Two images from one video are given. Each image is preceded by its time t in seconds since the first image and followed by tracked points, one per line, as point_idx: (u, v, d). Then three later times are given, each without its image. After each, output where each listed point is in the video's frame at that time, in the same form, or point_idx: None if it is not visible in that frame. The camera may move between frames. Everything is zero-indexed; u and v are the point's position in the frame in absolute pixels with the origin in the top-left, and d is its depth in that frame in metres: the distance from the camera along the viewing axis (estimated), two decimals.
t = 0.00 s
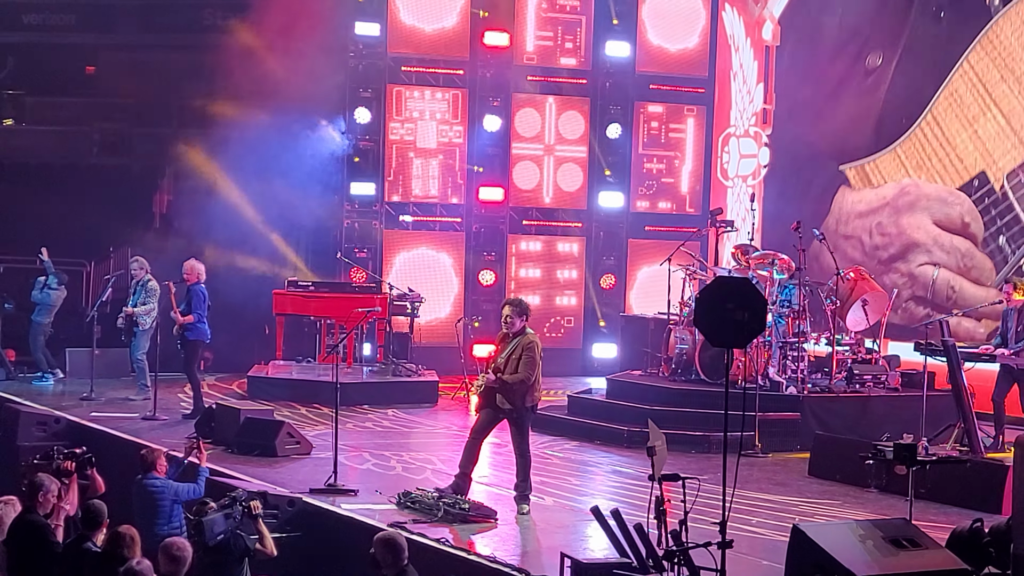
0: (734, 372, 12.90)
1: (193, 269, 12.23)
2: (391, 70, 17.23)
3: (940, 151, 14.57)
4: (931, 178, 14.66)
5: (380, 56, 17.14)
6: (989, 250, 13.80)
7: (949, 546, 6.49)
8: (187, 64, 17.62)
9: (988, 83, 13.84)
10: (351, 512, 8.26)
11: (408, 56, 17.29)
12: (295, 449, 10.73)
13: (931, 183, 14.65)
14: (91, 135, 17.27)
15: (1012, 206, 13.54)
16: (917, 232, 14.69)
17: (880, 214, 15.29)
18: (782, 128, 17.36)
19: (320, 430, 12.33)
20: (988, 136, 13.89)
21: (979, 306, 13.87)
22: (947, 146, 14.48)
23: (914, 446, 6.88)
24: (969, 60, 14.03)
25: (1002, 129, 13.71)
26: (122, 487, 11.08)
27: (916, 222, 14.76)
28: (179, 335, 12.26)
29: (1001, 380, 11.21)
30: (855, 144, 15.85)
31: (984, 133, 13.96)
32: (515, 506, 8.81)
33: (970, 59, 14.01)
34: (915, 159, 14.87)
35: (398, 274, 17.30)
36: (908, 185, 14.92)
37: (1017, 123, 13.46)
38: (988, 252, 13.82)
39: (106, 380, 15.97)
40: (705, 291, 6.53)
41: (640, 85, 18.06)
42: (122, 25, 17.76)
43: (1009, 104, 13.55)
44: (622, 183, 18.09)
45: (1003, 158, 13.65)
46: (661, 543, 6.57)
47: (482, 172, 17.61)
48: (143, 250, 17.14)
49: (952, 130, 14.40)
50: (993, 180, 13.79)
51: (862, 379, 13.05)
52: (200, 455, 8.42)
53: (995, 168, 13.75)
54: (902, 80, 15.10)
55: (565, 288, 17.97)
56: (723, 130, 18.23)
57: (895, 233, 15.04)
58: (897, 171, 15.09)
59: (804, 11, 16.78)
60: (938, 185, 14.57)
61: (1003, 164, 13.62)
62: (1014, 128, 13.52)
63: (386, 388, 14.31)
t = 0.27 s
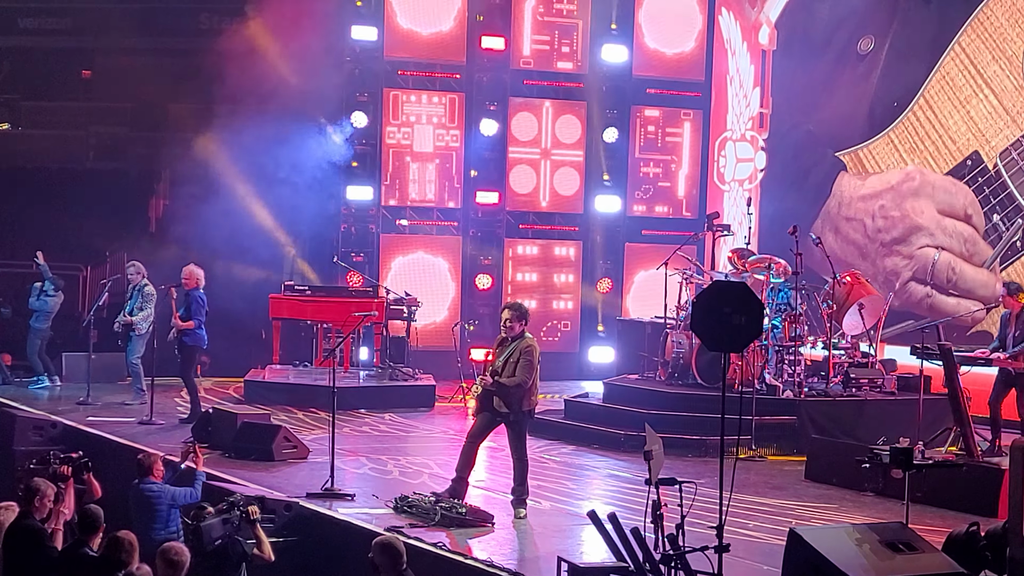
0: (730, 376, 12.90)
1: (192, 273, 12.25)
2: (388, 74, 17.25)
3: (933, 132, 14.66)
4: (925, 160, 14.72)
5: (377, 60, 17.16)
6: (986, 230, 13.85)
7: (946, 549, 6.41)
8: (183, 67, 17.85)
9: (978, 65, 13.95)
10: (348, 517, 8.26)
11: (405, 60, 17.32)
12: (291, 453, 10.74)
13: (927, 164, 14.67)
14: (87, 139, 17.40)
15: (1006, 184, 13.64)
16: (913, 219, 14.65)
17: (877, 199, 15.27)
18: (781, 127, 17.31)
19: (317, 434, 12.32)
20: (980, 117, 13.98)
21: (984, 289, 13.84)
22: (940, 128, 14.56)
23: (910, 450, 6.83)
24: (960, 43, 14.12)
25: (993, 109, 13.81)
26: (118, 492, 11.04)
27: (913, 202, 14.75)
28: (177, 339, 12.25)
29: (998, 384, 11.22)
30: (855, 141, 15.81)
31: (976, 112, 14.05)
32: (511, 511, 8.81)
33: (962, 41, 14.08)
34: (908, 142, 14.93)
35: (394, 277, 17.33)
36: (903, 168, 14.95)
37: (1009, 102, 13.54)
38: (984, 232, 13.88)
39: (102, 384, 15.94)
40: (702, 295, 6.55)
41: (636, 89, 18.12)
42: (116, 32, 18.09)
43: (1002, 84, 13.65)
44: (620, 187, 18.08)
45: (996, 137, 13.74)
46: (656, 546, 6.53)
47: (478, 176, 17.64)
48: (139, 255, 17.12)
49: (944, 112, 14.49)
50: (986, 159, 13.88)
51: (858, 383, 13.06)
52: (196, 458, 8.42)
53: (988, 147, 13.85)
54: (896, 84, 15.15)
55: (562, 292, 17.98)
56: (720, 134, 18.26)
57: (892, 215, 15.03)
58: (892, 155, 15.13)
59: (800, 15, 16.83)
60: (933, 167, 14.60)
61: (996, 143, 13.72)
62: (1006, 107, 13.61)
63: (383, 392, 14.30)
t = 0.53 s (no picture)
0: (729, 380, 12.90)
1: (195, 281, 12.24)
2: (387, 77, 17.27)
3: (922, 151, 15.02)
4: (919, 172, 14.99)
5: (376, 64, 17.18)
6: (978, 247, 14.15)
7: (944, 553, 6.39)
8: (185, 73, 17.37)
9: (967, 85, 14.36)
10: (347, 521, 8.25)
11: (404, 64, 17.34)
12: (290, 456, 10.73)
13: (914, 182, 15.07)
14: (86, 143, 17.20)
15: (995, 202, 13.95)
16: (900, 241, 15.07)
17: (871, 214, 15.67)
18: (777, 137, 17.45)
19: (315, 438, 12.32)
20: (969, 135, 14.33)
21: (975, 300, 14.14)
22: (929, 147, 14.93)
23: (910, 454, 6.81)
24: (947, 63, 14.59)
25: (982, 127, 14.17)
26: (116, 497, 11.03)
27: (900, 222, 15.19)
28: (176, 344, 12.25)
29: (996, 389, 11.22)
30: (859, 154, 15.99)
31: (965, 130, 14.42)
32: (510, 514, 8.81)
33: (953, 60, 14.48)
34: (899, 161, 15.32)
35: (393, 281, 17.33)
36: (892, 186, 15.38)
37: (998, 120, 13.91)
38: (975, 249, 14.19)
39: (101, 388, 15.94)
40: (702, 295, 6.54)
41: (635, 93, 18.09)
42: (117, 36, 17.45)
43: (990, 102, 14.02)
44: (618, 191, 18.11)
45: (985, 155, 14.09)
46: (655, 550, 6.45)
47: (476, 180, 17.64)
48: (138, 258, 17.13)
49: (934, 132, 14.87)
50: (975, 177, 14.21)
51: (857, 387, 13.07)
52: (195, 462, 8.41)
53: (977, 165, 14.20)
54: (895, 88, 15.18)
55: (560, 295, 17.98)
56: (718, 137, 18.25)
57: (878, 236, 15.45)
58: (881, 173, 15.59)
59: (799, 21, 16.95)
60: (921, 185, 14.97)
61: (984, 161, 14.08)
62: (994, 125, 13.98)
63: (381, 396, 14.30)
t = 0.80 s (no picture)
0: (729, 385, 12.89)
1: (195, 286, 12.23)
2: (386, 82, 17.28)
3: (913, 169, 15.37)
4: (918, 173, 15.28)
5: (375, 68, 17.20)
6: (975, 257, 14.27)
7: (943, 557, 6.35)
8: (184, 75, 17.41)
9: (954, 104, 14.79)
10: (346, 525, 8.25)
11: (403, 67, 17.34)
12: (290, 460, 10.72)
13: (911, 200, 15.42)
14: (86, 147, 17.29)
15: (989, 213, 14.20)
16: (905, 245, 15.45)
17: (874, 216, 16.00)
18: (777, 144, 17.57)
19: (315, 442, 12.32)
20: (963, 147, 14.68)
21: (978, 301, 14.22)
22: (920, 163, 15.25)
23: (910, 458, 6.80)
24: (943, 66, 14.93)
25: (976, 138, 14.55)
26: (115, 501, 11.02)
27: (899, 237, 15.56)
28: (178, 347, 12.27)
29: (996, 393, 11.22)
30: (863, 159, 16.22)
31: (954, 144, 14.80)
32: (510, 518, 8.80)
33: (943, 74, 14.91)
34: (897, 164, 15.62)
35: (393, 284, 17.32)
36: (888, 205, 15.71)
37: (992, 130, 14.30)
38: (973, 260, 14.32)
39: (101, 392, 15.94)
40: (697, 315, 6.52)
41: (635, 96, 18.10)
42: (116, 40, 17.49)
43: (981, 114, 14.44)
44: (618, 195, 18.11)
45: (979, 166, 14.45)
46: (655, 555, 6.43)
47: (475, 184, 17.64)
48: (138, 262, 17.13)
49: (923, 149, 15.25)
50: (970, 187, 14.53)
51: (857, 390, 13.05)
52: (195, 466, 8.41)
53: (971, 176, 14.53)
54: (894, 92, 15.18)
55: (560, 299, 17.98)
56: (717, 142, 18.29)
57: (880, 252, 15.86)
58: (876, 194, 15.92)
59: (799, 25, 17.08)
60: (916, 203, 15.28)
61: (984, 156, 14.38)
62: (988, 135, 14.39)
63: (381, 400, 14.30)
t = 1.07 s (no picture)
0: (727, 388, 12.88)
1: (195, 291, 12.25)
2: (384, 85, 17.25)
3: (909, 174, 15.44)
4: (914, 177, 15.34)
5: (373, 72, 17.15)
6: (978, 261, 14.24)
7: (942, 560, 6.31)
8: (188, 79, 17.93)
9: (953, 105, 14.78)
10: (344, 528, 8.24)
11: (401, 71, 17.31)
12: (288, 464, 10.71)
13: (909, 203, 15.43)
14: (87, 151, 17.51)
15: (994, 214, 14.21)
16: (904, 249, 15.48)
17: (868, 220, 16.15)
18: (773, 147, 18.01)
19: (313, 445, 12.31)
20: (969, 146, 14.62)
21: (983, 306, 14.15)
22: (915, 168, 15.34)
23: (909, 462, 6.79)
24: (940, 66, 14.96)
25: (982, 137, 14.49)
26: (113, 505, 11.00)
27: (896, 241, 15.64)
28: (178, 351, 12.27)
29: (994, 397, 11.22)
30: (857, 163, 16.45)
31: (956, 144, 14.77)
32: (508, 522, 8.78)
33: (939, 78, 14.99)
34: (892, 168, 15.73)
35: (391, 288, 17.31)
36: (886, 208, 15.80)
37: (1000, 130, 14.24)
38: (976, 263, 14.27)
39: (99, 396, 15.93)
40: (694, 325, 6.51)
41: (633, 100, 18.11)
42: (116, 43, 18.22)
43: (987, 113, 14.38)
44: (616, 199, 18.10)
45: (985, 165, 14.43)
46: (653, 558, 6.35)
47: (474, 187, 17.64)
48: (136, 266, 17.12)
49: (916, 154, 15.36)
50: (974, 187, 14.51)
51: (856, 393, 13.01)
52: (193, 471, 8.42)
53: (975, 176, 14.53)
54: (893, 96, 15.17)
55: (558, 303, 17.99)
56: (715, 145, 18.37)
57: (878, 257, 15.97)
58: (873, 197, 16.06)
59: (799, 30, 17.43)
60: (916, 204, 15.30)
61: (990, 155, 14.36)
62: (995, 134, 14.33)
63: (379, 404, 14.29)
